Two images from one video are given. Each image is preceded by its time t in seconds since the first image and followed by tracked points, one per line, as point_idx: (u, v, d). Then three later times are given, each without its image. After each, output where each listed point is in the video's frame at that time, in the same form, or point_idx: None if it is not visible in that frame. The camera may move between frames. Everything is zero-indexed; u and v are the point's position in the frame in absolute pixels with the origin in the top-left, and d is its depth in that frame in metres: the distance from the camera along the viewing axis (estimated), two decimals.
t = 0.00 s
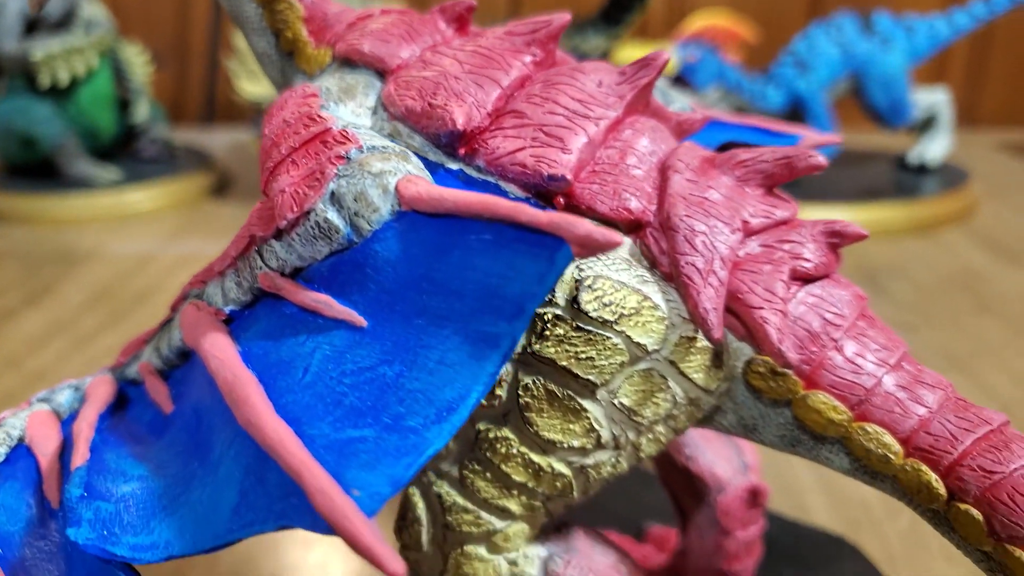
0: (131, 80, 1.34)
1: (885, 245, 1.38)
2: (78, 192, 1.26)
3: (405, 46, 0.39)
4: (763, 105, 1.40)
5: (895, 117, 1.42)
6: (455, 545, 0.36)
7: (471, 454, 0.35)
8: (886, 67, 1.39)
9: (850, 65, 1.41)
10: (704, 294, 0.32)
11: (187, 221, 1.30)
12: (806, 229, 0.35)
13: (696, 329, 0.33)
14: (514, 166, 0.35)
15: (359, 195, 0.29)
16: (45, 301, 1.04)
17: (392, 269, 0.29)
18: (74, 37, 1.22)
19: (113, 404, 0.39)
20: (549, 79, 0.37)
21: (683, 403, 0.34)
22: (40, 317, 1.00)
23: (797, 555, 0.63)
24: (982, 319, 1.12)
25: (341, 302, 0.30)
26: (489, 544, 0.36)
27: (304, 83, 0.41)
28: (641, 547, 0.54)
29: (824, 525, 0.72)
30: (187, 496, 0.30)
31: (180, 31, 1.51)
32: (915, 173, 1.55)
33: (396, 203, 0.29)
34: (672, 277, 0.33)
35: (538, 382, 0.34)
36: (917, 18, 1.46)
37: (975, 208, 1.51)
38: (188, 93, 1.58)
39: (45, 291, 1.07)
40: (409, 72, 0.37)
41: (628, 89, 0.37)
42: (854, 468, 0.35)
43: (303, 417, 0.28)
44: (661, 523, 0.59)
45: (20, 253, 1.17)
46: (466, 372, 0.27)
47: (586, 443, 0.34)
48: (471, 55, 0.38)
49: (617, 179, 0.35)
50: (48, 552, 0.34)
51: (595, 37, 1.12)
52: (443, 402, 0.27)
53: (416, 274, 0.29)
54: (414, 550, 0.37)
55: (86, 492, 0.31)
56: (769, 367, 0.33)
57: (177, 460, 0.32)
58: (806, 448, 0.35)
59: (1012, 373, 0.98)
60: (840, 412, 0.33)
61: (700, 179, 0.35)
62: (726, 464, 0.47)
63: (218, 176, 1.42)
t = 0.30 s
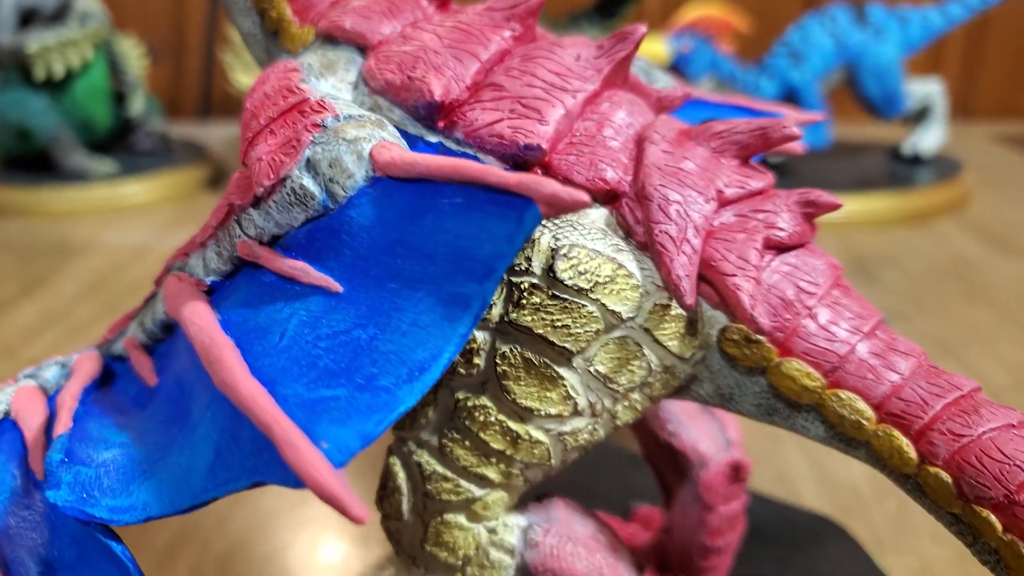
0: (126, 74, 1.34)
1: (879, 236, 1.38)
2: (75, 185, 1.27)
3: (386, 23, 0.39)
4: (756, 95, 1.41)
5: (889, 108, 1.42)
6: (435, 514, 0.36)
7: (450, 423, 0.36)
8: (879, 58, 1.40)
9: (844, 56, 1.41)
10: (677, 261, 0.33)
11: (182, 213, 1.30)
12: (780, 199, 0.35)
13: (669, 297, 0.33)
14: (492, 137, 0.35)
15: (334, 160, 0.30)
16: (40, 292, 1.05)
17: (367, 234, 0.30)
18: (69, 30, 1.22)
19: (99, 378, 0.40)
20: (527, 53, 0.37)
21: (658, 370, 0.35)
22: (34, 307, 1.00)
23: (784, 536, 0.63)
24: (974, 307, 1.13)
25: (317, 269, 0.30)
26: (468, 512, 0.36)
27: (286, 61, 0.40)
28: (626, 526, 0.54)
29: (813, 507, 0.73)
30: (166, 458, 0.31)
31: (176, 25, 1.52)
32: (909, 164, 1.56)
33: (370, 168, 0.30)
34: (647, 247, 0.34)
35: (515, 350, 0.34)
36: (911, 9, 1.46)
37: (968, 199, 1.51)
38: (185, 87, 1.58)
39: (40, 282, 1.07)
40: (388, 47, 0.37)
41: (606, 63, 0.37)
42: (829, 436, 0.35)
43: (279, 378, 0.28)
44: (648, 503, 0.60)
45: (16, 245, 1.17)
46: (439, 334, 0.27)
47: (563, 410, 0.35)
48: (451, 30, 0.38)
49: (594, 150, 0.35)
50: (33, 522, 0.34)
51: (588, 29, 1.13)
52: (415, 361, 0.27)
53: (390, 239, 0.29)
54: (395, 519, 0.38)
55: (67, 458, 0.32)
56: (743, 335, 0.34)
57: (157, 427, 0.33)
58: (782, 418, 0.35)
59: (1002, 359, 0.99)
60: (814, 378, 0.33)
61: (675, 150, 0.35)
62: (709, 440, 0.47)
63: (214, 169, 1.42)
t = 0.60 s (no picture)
0: (122, 67, 1.35)
1: (870, 226, 1.39)
2: (71, 176, 1.27)
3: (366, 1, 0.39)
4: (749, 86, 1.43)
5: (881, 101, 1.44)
6: (413, 481, 0.37)
7: (426, 392, 0.36)
8: (871, 49, 1.41)
9: (836, 48, 1.43)
10: (646, 229, 0.33)
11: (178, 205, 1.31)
12: (751, 170, 0.36)
13: (640, 266, 0.34)
14: (467, 110, 0.35)
15: (307, 128, 0.30)
16: (36, 282, 1.05)
17: (340, 201, 0.30)
18: (63, 22, 1.21)
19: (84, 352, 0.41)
20: (504, 30, 0.38)
21: (629, 338, 0.35)
22: (29, 297, 1.01)
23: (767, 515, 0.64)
24: (963, 295, 1.14)
25: (291, 236, 0.31)
26: (445, 480, 0.37)
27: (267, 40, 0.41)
28: (608, 504, 0.55)
29: (798, 488, 0.74)
30: (144, 420, 0.31)
31: (172, 19, 1.52)
32: (902, 156, 1.58)
33: (342, 136, 0.30)
34: (619, 217, 0.35)
35: (490, 319, 0.35)
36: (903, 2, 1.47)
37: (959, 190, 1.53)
38: (181, 81, 1.59)
39: (35, 273, 1.08)
40: (367, 24, 0.38)
41: (581, 38, 0.38)
42: (799, 404, 0.35)
43: (252, 339, 0.29)
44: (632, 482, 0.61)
45: (11, 236, 1.18)
46: (407, 296, 0.29)
47: (537, 377, 0.35)
48: (428, 7, 0.38)
49: (567, 123, 0.36)
50: (15, 491, 0.31)
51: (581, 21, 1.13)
52: (384, 321, 0.29)
53: (361, 206, 0.30)
54: (373, 488, 0.38)
55: (47, 422, 0.32)
56: (712, 303, 0.34)
57: (138, 394, 0.33)
58: (753, 386, 0.36)
59: (988, 347, 1.00)
60: (782, 345, 0.34)
61: (647, 123, 0.36)
62: (688, 416, 0.48)
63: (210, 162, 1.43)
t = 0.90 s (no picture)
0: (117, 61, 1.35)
1: (861, 217, 1.40)
2: (66, 170, 1.28)
3: None
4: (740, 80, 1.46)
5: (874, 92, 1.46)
6: (387, 451, 0.38)
7: (399, 361, 0.37)
8: (862, 40, 1.43)
9: (827, 39, 1.44)
10: (612, 199, 0.34)
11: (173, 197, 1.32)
12: (718, 142, 0.37)
13: (606, 235, 0.35)
14: (437, 84, 0.36)
15: (277, 98, 0.30)
16: (30, 273, 1.06)
17: (308, 169, 0.31)
18: (58, 16, 1.21)
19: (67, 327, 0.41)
20: (476, 6, 0.38)
21: (597, 307, 0.36)
22: (23, 288, 1.01)
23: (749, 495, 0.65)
24: (952, 283, 1.14)
25: (262, 205, 0.32)
26: (418, 449, 0.38)
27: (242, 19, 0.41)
28: (589, 482, 0.55)
29: (782, 470, 0.74)
30: (118, 385, 0.32)
31: (169, 14, 1.53)
32: (894, 148, 1.59)
33: (310, 104, 0.31)
34: (586, 188, 0.35)
35: (459, 289, 0.35)
36: None
37: (951, 182, 1.53)
38: (177, 77, 1.60)
39: (30, 264, 1.09)
40: (342, 3, 0.38)
41: (551, 14, 0.39)
42: (766, 372, 0.36)
43: (220, 304, 0.30)
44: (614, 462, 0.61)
45: (7, 228, 1.19)
46: (371, 259, 0.31)
47: (507, 346, 0.36)
48: None
49: (537, 96, 0.36)
50: None
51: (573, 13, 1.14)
52: (348, 284, 0.30)
53: (328, 172, 0.31)
54: (348, 458, 0.39)
55: (23, 387, 0.33)
56: (678, 272, 0.35)
57: (113, 361, 0.34)
58: (721, 355, 0.37)
59: (975, 334, 1.01)
60: (747, 313, 0.34)
61: (615, 96, 0.37)
62: (664, 391, 0.48)
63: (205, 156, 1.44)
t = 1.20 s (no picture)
0: (112, 54, 1.36)
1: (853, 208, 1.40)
2: (62, 163, 1.29)
3: None
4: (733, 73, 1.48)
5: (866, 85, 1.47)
6: (366, 421, 0.39)
7: (377, 334, 0.38)
8: (855, 31, 1.43)
9: (820, 32, 1.45)
10: (583, 172, 0.35)
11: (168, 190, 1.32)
12: (688, 118, 0.37)
13: (578, 209, 0.35)
14: (414, 62, 0.36)
15: (253, 72, 0.31)
16: (26, 264, 1.06)
17: (284, 141, 0.32)
18: (53, 9, 1.21)
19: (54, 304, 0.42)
20: None
21: (569, 280, 0.37)
22: (19, 278, 1.02)
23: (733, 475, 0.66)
24: (941, 272, 1.15)
25: (239, 177, 0.33)
26: (397, 420, 0.39)
27: None
28: (571, 460, 0.56)
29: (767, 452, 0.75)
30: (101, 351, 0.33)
31: (165, 9, 1.53)
32: (887, 139, 1.60)
33: (286, 79, 0.31)
34: (558, 162, 0.36)
35: (435, 262, 0.36)
36: None
37: (943, 173, 1.54)
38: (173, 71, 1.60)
39: (25, 255, 1.09)
40: None
41: None
42: (735, 342, 0.37)
43: (196, 272, 0.30)
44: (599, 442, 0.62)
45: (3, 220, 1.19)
46: (343, 227, 0.32)
47: (482, 318, 0.36)
48: None
49: (511, 73, 0.37)
50: None
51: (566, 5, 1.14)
52: (320, 251, 0.31)
53: (302, 143, 0.32)
54: (328, 430, 0.40)
55: (7, 356, 0.34)
56: (647, 244, 0.36)
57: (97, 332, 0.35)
58: (691, 326, 0.37)
59: (962, 321, 1.01)
60: (715, 284, 0.35)
61: (588, 73, 0.37)
62: (642, 368, 0.49)
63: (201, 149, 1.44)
